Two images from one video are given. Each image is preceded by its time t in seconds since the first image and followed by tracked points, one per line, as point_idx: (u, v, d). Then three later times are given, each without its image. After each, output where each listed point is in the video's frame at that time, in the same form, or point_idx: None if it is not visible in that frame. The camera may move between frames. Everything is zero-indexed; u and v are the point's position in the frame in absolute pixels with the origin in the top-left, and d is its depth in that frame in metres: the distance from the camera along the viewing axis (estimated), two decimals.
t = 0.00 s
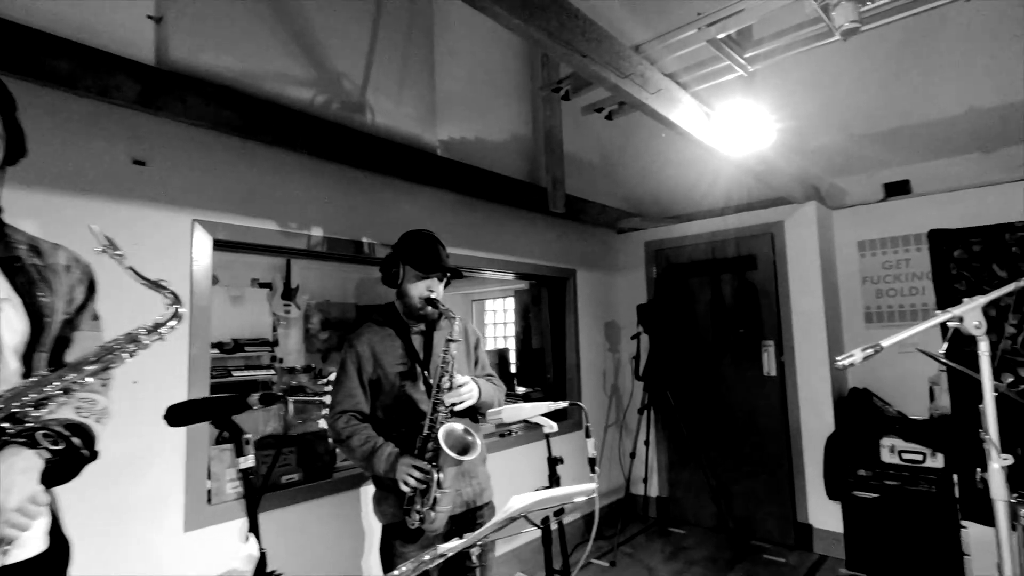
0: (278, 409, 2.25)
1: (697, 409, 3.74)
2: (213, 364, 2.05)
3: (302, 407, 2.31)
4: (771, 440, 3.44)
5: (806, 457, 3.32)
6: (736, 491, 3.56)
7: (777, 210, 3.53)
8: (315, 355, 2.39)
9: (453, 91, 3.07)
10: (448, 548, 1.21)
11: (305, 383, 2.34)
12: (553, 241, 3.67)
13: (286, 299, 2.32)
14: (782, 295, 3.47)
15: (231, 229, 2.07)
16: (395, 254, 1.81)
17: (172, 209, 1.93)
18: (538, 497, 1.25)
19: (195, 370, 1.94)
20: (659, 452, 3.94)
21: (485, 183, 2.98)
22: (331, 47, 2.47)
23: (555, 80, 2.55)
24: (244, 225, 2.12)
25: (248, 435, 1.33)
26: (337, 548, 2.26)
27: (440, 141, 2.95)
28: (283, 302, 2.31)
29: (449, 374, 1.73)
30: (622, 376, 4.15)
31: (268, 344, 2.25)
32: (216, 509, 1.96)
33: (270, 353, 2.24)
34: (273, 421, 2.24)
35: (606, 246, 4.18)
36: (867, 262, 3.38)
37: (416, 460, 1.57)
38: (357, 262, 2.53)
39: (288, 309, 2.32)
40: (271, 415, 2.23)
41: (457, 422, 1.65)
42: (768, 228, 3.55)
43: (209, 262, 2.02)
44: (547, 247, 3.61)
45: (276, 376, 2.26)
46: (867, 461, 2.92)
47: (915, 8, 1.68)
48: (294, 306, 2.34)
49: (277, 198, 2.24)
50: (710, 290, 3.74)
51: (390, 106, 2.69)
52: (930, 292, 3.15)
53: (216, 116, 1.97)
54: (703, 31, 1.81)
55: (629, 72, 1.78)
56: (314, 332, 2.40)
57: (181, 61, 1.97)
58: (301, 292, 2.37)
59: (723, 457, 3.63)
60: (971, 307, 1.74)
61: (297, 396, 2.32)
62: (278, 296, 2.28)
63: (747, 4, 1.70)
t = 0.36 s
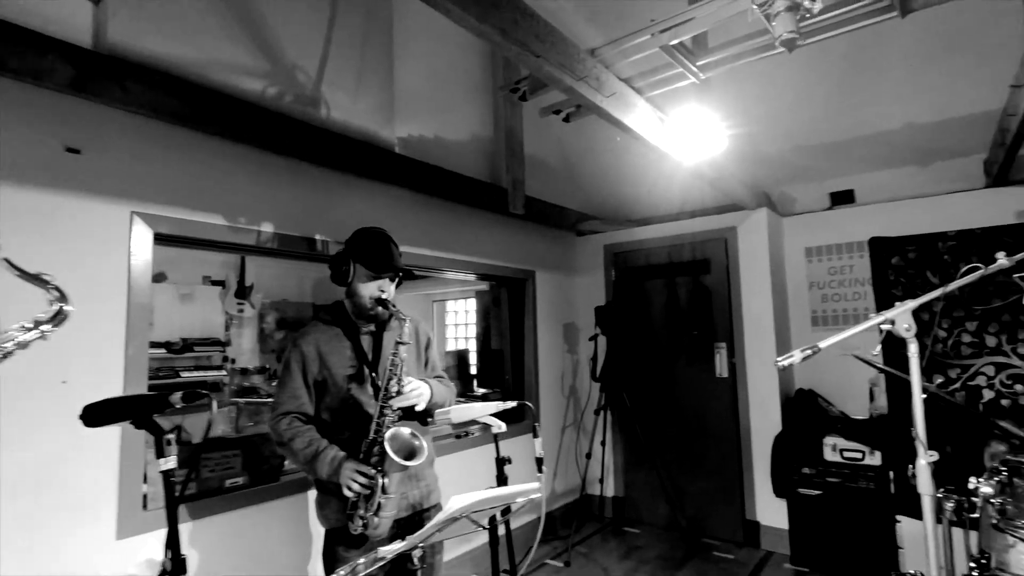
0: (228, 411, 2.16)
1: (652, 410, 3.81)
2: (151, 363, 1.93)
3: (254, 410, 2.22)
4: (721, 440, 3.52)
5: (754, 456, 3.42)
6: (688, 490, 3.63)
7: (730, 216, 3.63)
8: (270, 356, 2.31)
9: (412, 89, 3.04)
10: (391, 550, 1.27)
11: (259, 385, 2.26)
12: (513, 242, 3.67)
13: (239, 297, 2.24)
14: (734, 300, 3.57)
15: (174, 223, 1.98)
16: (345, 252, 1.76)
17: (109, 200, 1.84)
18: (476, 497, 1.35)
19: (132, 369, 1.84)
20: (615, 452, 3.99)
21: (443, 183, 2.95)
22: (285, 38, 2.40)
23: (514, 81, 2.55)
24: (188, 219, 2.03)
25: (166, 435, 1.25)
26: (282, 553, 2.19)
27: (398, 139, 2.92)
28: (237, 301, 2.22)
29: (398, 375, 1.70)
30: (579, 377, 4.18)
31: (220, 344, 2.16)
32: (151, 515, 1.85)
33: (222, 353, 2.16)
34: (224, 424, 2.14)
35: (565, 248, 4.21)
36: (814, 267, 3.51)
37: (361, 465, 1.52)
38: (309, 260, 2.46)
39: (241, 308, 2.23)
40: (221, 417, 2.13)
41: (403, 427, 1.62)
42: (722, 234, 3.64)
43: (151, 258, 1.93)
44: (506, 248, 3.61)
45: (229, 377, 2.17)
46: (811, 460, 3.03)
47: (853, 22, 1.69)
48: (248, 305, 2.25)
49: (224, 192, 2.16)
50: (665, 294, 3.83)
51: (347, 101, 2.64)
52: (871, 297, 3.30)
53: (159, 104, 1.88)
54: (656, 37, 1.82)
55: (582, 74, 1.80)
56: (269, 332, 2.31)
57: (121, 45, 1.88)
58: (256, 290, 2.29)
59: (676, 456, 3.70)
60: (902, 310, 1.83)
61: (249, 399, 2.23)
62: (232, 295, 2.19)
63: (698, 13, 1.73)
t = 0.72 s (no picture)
0: (155, 419, 1.99)
1: (596, 410, 3.87)
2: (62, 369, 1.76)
3: (183, 418, 2.05)
4: (661, 438, 3.62)
5: (693, 454, 3.53)
6: (630, 488, 3.71)
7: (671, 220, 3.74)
8: (204, 360, 2.15)
9: (356, 83, 2.97)
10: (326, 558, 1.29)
11: (192, 389, 2.09)
12: (459, 243, 3.64)
13: (169, 298, 2.08)
14: (674, 301, 3.68)
15: (91, 216, 1.84)
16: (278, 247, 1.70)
17: (14, 189, 1.69)
18: (410, 501, 1.42)
19: (39, 373, 1.70)
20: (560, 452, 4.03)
21: (388, 181, 2.89)
22: (218, 25, 2.29)
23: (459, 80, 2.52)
24: (108, 212, 1.89)
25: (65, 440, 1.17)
26: (209, 566, 2.08)
27: (341, 135, 2.84)
28: (166, 301, 2.06)
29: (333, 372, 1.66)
30: (525, 378, 4.20)
31: (147, 349, 2.00)
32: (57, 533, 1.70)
33: (150, 357, 2.00)
34: (150, 431, 1.97)
35: (512, 250, 4.22)
36: (749, 270, 3.67)
37: (294, 466, 1.47)
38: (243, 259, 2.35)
39: (172, 309, 2.07)
40: (147, 425, 1.96)
41: (341, 424, 1.58)
42: (664, 237, 3.75)
43: (64, 253, 1.78)
44: (453, 248, 3.58)
45: (156, 381, 2.01)
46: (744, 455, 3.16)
47: (783, 34, 1.74)
48: (179, 306, 2.10)
49: (150, 184, 2.03)
50: (610, 295, 3.90)
51: (285, 94, 2.55)
52: (799, 299, 3.48)
53: (75, 87, 1.75)
54: (598, 41, 1.84)
55: (526, 74, 1.79)
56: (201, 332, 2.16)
57: (32, 22, 1.73)
58: (188, 290, 2.14)
59: (619, 455, 3.77)
60: (825, 311, 1.94)
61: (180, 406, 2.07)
62: (161, 294, 2.04)
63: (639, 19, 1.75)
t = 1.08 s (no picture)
0: (38, 429, 1.78)
1: (520, 411, 3.92)
2: None
3: (69, 428, 1.85)
4: (584, 438, 3.71)
5: (612, 453, 3.65)
6: (553, 488, 3.77)
7: (595, 226, 3.85)
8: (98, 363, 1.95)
9: (277, 73, 2.85)
10: None
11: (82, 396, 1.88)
12: (385, 243, 3.56)
13: (57, 294, 1.87)
14: (598, 305, 3.78)
15: None
16: (182, 237, 1.61)
17: None
18: (319, 510, 1.39)
19: None
20: (484, 454, 4.04)
21: (311, 176, 2.78)
22: None
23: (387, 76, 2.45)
24: None
25: None
26: None
27: (259, 126, 2.72)
28: (54, 298, 1.85)
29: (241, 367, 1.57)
30: (451, 381, 4.17)
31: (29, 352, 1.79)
32: None
33: (31, 361, 1.78)
34: (31, 442, 1.76)
35: (440, 251, 4.19)
36: (667, 277, 3.85)
37: (196, 469, 1.37)
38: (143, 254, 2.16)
39: (60, 307, 1.86)
40: (31, 435, 1.76)
41: (248, 422, 1.48)
42: (588, 243, 3.85)
43: None
44: (379, 248, 3.49)
45: (39, 387, 1.79)
46: (660, 453, 3.30)
47: (699, 54, 1.85)
48: (70, 304, 1.89)
49: (34, 168, 1.83)
50: (536, 299, 3.95)
51: (198, 79, 2.41)
52: (710, 305, 3.70)
53: None
54: (527, 47, 1.86)
55: (454, 75, 1.78)
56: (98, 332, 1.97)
57: None
58: (81, 286, 1.93)
59: (541, 455, 3.83)
60: (732, 317, 2.06)
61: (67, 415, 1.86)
62: (47, 290, 1.83)
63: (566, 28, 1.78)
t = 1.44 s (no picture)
0: None
1: (439, 414, 3.89)
2: None
3: None
4: (503, 439, 3.75)
5: (530, 453, 3.71)
6: (472, 489, 3.78)
7: (516, 230, 3.92)
8: None
9: (182, 55, 2.66)
10: None
11: None
12: (300, 241, 3.41)
13: None
14: (518, 308, 3.84)
15: None
16: (63, 234, 1.44)
17: None
18: (220, 519, 1.32)
19: None
20: (402, 459, 3.98)
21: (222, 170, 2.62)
22: None
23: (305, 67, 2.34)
24: None
25: None
26: None
27: (160, 111, 2.54)
28: None
29: (130, 383, 1.47)
30: (368, 384, 4.07)
31: None
32: None
33: None
34: None
35: (359, 251, 4.09)
36: (584, 281, 4.00)
37: (73, 495, 1.27)
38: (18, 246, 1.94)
39: None
40: None
41: (136, 446, 1.39)
42: (510, 246, 3.91)
43: None
44: (293, 246, 3.35)
45: None
46: (575, 451, 3.41)
47: (616, 70, 1.95)
48: None
49: None
50: (457, 301, 3.94)
51: (88, 56, 2.21)
52: (623, 309, 3.88)
53: None
54: (450, 50, 1.86)
55: (376, 73, 1.75)
56: None
57: None
58: None
59: (460, 457, 3.83)
60: (643, 319, 2.17)
61: None
62: None
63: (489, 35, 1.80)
